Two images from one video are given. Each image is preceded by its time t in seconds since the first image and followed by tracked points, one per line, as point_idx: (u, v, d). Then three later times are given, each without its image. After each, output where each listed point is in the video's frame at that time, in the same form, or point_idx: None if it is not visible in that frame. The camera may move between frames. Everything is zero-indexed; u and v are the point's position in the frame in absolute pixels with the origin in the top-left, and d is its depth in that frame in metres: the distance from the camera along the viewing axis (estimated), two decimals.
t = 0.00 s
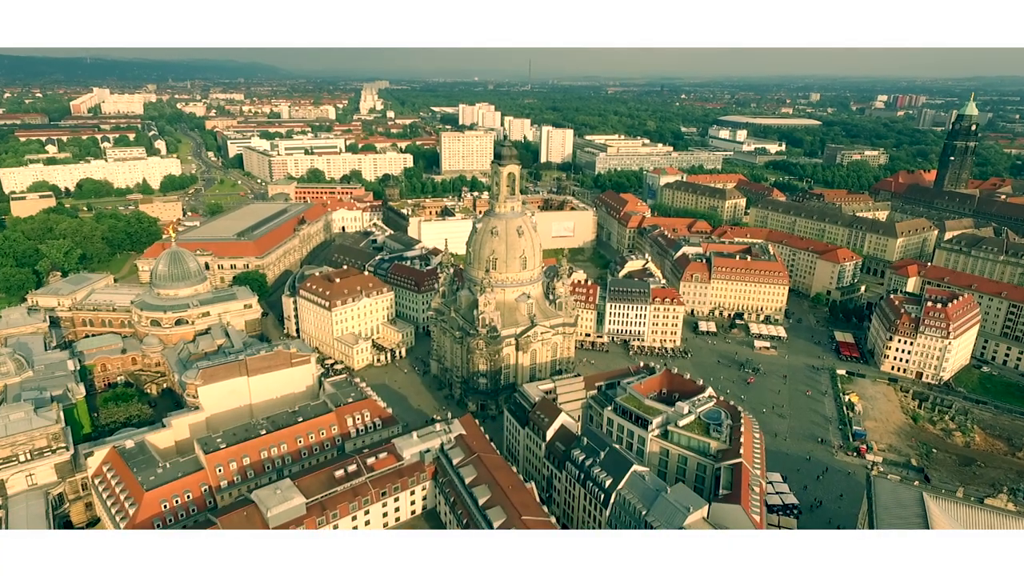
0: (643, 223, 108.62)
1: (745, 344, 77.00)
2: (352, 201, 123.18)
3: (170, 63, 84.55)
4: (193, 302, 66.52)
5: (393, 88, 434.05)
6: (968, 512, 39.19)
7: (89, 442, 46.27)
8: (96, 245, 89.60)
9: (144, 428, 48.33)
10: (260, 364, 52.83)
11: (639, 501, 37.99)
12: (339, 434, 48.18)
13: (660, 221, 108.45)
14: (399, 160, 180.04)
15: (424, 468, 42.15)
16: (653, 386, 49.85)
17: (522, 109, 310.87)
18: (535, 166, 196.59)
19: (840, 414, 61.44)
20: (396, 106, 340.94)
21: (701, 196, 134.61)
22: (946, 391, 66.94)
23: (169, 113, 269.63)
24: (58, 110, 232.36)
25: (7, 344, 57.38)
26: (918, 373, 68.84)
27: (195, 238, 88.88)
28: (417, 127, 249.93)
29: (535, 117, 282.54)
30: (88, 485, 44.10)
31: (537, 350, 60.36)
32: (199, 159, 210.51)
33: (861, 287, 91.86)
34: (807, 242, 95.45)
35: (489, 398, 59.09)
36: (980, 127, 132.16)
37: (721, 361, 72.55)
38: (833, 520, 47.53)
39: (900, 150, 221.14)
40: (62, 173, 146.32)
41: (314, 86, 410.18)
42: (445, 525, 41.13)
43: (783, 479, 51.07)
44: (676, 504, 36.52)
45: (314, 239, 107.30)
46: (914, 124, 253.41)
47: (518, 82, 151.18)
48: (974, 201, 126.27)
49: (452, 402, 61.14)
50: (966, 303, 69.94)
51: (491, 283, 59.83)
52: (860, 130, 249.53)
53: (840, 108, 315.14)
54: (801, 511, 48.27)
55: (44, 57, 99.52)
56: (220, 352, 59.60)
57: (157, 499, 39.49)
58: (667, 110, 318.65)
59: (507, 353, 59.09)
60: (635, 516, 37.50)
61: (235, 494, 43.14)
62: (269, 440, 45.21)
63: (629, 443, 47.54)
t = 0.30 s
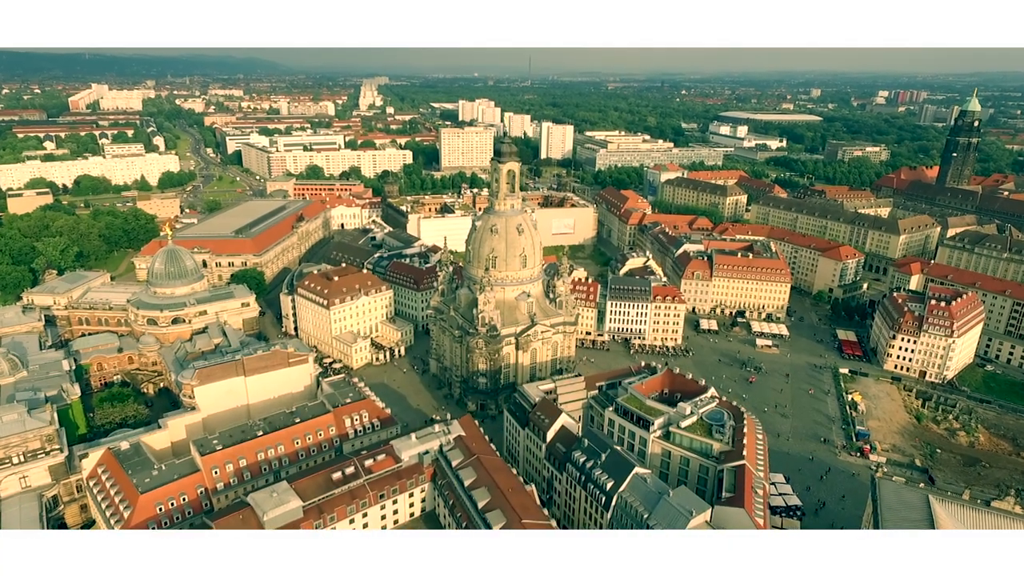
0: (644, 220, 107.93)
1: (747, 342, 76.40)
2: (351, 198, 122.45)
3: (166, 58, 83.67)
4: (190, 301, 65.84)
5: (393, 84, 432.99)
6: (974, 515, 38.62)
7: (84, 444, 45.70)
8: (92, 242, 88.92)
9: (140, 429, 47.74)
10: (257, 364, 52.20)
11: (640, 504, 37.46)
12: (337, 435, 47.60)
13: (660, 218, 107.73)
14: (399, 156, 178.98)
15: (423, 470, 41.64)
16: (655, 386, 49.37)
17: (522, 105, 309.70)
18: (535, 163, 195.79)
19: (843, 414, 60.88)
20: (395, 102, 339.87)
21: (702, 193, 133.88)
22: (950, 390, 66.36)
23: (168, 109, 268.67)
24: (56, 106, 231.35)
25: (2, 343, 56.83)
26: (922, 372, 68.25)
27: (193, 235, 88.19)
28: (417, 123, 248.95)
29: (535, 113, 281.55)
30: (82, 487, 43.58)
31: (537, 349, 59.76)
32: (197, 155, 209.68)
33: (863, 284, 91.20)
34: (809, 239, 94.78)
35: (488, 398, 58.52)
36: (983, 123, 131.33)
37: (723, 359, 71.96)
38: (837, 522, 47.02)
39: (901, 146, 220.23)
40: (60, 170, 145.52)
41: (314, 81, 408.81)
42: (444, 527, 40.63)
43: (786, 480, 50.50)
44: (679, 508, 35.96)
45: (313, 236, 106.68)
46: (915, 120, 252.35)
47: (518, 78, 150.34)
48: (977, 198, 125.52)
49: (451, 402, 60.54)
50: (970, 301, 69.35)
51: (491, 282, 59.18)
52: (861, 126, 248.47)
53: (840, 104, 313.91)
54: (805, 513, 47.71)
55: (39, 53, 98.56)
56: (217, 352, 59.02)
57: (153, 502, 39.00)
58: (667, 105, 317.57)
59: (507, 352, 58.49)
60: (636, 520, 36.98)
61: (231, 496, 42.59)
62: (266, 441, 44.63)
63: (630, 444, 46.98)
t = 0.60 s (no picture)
0: (645, 217, 107.25)
1: (749, 341, 75.80)
2: (350, 194, 121.67)
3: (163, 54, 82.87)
4: (187, 299, 65.14)
5: (393, 80, 431.61)
6: (981, 518, 38.05)
7: (78, 445, 45.17)
8: (89, 240, 88.20)
9: (135, 430, 47.17)
10: (254, 364, 51.56)
11: (642, 507, 36.92)
12: (335, 437, 46.97)
13: (661, 215, 106.99)
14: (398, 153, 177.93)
15: (421, 473, 41.09)
16: (656, 387, 48.86)
17: (522, 100, 308.40)
18: (535, 159, 194.90)
19: (846, 413, 60.28)
20: (395, 98, 338.75)
21: (703, 189, 133.10)
22: (953, 389, 65.77)
23: (166, 105, 267.56)
24: (54, 102, 230.21)
25: None
26: (925, 371, 67.64)
27: (190, 232, 87.53)
28: (417, 120, 247.94)
29: (535, 109, 280.45)
30: (77, 489, 43.05)
31: (537, 348, 59.15)
32: (196, 152, 208.76)
33: (866, 282, 90.55)
34: (811, 236, 94.12)
35: (488, 398, 57.97)
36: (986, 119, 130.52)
37: (724, 358, 71.36)
38: (840, 524, 46.49)
39: (903, 142, 219.33)
40: (57, 167, 144.76)
41: (313, 77, 407.56)
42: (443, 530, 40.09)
43: (789, 481, 49.95)
44: (682, 512, 35.43)
45: (312, 233, 106.04)
46: (916, 116, 251.47)
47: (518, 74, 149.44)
48: (980, 194, 124.82)
49: (450, 402, 60.02)
50: (974, 299, 68.74)
51: (490, 280, 58.50)
52: (862, 121, 247.45)
53: (841, 99, 312.72)
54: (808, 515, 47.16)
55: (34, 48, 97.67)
56: (214, 351, 58.34)
57: (147, 505, 38.50)
58: (668, 101, 316.34)
59: (507, 352, 57.90)
60: (638, 524, 36.43)
61: (227, 498, 42.05)
62: (263, 443, 44.02)
63: (631, 445, 46.40)
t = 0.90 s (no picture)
0: (645, 214, 106.48)
1: (750, 339, 75.18)
2: (348, 191, 120.88)
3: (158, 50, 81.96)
4: (183, 298, 64.39)
5: (392, 76, 430.04)
6: (987, 522, 37.42)
7: (72, 447, 44.58)
8: (85, 238, 87.35)
9: (129, 432, 46.59)
10: (250, 364, 50.88)
11: (643, 511, 36.38)
12: (332, 438, 46.32)
13: (662, 212, 106.24)
14: (397, 149, 176.93)
15: (419, 476, 40.51)
16: (657, 387, 48.36)
17: (521, 96, 307.06)
18: (535, 155, 194.04)
19: (849, 413, 59.67)
20: (394, 93, 337.44)
21: (703, 186, 132.27)
22: (957, 389, 65.19)
23: (164, 102, 266.14)
24: (52, 98, 229.01)
25: None
26: (928, 370, 67.03)
27: (187, 230, 86.78)
28: (416, 116, 246.71)
29: (535, 105, 279.21)
30: (70, 492, 42.52)
31: (537, 348, 58.49)
32: (194, 148, 207.68)
33: (867, 279, 89.91)
34: (812, 234, 93.45)
35: (487, 398, 57.36)
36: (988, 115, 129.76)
37: (725, 357, 70.73)
38: (843, 525, 46.01)
39: (903, 138, 218.52)
40: (54, 164, 143.90)
41: (312, 73, 405.94)
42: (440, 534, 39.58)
43: (792, 483, 49.36)
44: (684, 516, 34.83)
45: (309, 231, 105.26)
46: (916, 113, 250.70)
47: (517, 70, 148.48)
48: (982, 191, 124.16)
49: (449, 402, 59.49)
50: (978, 298, 68.11)
51: (490, 279, 57.76)
52: (862, 117, 246.54)
53: (842, 95, 311.77)
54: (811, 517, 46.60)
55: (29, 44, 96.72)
56: (210, 352, 57.69)
57: (141, 508, 37.97)
58: (667, 97, 315.11)
59: (506, 351, 57.30)
60: (639, 528, 35.92)
61: (222, 502, 41.47)
62: (258, 445, 43.38)
63: (631, 447, 45.83)
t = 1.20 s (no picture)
0: (645, 211, 105.73)
1: (751, 338, 74.57)
2: (346, 188, 120.04)
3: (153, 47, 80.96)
4: (178, 298, 63.60)
5: (391, 72, 428.57)
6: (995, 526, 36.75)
7: (64, 450, 43.97)
8: (79, 236, 86.57)
9: (122, 434, 45.98)
10: (245, 365, 50.18)
11: (645, 516, 35.82)
12: (328, 441, 45.70)
13: (662, 210, 105.52)
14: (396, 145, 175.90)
15: (416, 479, 40.00)
16: (657, 388, 47.81)
17: (521, 92, 305.78)
18: (534, 152, 193.18)
19: (851, 413, 59.06)
20: (393, 90, 336.08)
21: (703, 183, 131.50)
22: (960, 388, 64.62)
23: (162, 98, 264.85)
24: (48, 95, 228.00)
25: None
26: (930, 369, 66.47)
27: (183, 228, 85.93)
28: (414, 112, 245.61)
29: (534, 101, 278.01)
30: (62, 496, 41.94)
31: (536, 347, 57.83)
32: (191, 145, 206.72)
33: (869, 277, 89.28)
34: (813, 231, 92.77)
35: (486, 398, 56.71)
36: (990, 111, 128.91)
37: (726, 356, 70.09)
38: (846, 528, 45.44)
39: (904, 134, 217.69)
40: (50, 160, 143.08)
41: (310, 69, 404.40)
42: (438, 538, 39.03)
43: (794, 484, 48.78)
44: (686, 522, 34.24)
45: (307, 228, 104.43)
46: (917, 108, 249.75)
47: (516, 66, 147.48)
48: (983, 188, 123.41)
49: (448, 402, 58.97)
50: (982, 296, 67.51)
51: (488, 278, 57.00)
52: (862, 113, 245.53)
53: (841, 91, 310.74)
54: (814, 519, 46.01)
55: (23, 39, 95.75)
56: (205, 352, 56.98)
57: (134, 513, 37.38)
58: (667, 93, 314.01)
59: (505, 351, 56.65)
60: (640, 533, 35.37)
61: (217, 505, 40.88)
62: (253, 448, 42.76)
63: (632, 449, 45.22)
